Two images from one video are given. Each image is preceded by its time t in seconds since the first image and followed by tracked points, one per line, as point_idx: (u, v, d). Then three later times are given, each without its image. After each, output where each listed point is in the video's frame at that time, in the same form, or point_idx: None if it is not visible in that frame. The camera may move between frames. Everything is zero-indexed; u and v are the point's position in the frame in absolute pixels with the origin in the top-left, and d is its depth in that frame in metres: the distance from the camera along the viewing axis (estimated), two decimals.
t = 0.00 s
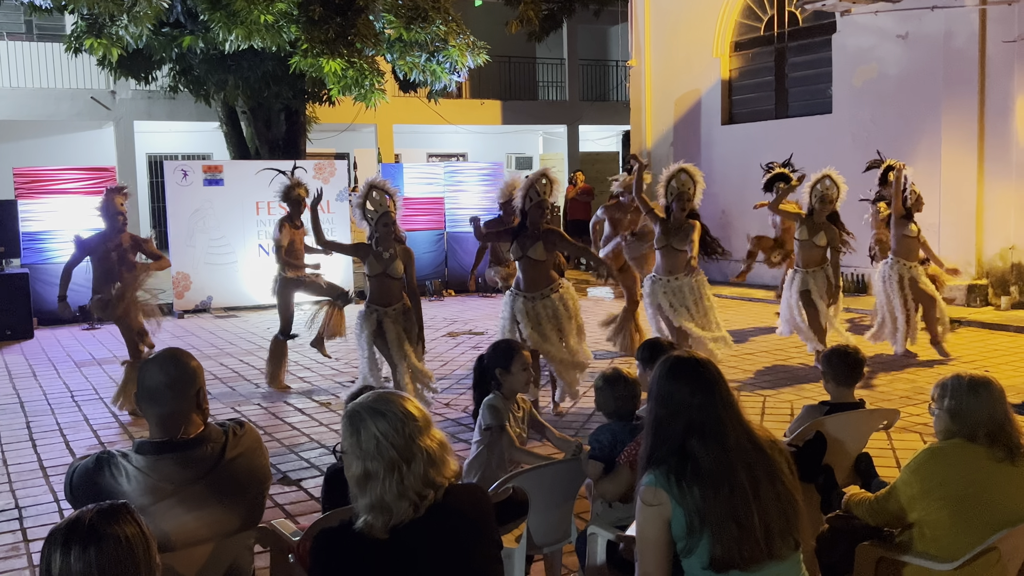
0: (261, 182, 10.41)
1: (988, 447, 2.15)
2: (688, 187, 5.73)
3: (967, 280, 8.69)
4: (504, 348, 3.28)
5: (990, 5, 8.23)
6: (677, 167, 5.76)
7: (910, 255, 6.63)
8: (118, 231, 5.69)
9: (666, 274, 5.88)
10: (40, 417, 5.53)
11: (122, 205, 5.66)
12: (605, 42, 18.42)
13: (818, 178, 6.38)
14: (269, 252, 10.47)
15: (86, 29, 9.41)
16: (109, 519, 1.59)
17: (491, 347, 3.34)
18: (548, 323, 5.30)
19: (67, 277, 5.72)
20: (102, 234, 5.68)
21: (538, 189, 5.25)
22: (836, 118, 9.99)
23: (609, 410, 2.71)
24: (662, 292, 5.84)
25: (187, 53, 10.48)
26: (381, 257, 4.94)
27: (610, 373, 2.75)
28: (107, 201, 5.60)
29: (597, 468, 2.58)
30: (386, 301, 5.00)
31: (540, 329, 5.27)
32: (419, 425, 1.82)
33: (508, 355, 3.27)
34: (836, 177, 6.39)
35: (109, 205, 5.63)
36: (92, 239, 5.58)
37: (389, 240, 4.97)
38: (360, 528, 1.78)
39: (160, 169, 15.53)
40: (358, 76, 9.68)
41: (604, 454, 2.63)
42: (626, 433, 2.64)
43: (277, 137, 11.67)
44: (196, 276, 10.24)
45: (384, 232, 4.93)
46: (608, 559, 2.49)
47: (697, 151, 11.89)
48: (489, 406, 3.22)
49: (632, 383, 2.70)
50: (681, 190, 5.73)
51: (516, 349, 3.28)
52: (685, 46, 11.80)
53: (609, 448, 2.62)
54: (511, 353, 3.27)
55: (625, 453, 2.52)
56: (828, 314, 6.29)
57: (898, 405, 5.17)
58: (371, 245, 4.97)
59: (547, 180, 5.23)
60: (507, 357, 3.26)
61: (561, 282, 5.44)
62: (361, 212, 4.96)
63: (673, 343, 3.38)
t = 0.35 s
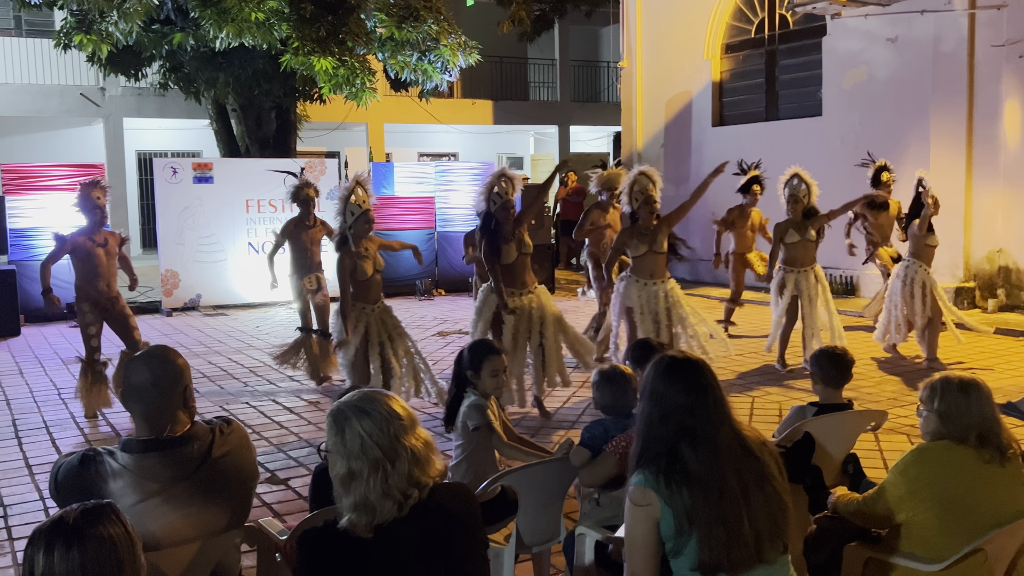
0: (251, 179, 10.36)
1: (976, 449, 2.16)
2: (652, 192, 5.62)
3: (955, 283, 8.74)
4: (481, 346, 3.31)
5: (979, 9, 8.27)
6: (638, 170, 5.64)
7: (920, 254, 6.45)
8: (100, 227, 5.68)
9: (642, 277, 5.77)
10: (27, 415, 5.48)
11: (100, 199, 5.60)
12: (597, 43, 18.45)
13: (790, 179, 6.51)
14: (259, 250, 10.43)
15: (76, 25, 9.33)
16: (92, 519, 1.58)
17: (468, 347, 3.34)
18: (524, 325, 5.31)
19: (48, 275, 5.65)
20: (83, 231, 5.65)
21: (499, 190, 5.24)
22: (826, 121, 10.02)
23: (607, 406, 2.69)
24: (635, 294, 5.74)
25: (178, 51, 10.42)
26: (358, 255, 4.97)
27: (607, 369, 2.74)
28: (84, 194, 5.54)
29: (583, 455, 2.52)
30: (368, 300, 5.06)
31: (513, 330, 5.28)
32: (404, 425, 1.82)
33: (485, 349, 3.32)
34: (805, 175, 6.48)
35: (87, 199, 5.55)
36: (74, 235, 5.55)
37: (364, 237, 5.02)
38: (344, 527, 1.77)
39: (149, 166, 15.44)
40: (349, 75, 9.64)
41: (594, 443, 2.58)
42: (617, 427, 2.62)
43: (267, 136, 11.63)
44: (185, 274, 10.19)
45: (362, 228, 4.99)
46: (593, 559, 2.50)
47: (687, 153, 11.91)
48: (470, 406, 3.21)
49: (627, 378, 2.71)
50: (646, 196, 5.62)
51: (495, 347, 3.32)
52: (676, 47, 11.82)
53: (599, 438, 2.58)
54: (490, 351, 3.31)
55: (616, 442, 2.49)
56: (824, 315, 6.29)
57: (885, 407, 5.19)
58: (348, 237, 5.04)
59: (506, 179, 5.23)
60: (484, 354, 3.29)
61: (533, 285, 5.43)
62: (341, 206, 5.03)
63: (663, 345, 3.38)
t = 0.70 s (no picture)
0: (235, 180, 10.30)
1: (960, 454, 2.16)
2: (631, 201, 5.62)
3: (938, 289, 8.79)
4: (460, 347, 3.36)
5: (962, 18, 8.35)
6: (616, 179, 5.65)
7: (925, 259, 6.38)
8: (78, 226, 5.63)
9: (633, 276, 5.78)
10: (6, 416, 5.42)
11: (77, 197, 5.55)
12: (583, 48, 18.49)
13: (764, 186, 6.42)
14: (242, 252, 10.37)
15: (59, 23, 9.24)
16: (73, 522, 1.55)
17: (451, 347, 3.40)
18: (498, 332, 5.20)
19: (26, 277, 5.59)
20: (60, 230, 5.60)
21: (484, 197, 5.25)
22: (811, 127, 10.09)
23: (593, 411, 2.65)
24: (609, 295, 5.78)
25: (162, 50, 10.35)
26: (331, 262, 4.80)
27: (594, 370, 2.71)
28: (60, 193, 5.48)
29: (566, 457, 2.53)
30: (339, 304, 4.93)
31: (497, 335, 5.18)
32: (389, 425, 1.81)
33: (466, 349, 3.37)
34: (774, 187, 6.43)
35: (64, 198, 5.50)
36: (53, 234, 5.49)
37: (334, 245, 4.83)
38: (326, 528, 1.76)
39: (133, 167, 15.32)
40: (335, 76, 9.58)
41: (576, 446, 2.56)
42: (602, 431, 2.58)
43: (252, 137, 11.58)
44: (167, 275, 10.10)
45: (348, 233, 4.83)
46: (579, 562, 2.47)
47: (673, 158, 11.94)
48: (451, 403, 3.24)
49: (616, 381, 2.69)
50: (625, 206, 5.62)
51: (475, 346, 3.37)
52: (662, 53, 11.87)
53: (583, 440, 2.56)
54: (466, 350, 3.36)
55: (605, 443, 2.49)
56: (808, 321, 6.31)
57: (868, 413, 5.21)
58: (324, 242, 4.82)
59: (491, 187, 5.23)
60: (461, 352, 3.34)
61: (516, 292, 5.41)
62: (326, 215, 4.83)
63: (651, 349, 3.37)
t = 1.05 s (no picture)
0: (221, 183, 10.24)
1: (946, 462, 2.17)
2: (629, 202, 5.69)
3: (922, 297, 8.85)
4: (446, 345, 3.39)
5: (946, 28, 8.43)
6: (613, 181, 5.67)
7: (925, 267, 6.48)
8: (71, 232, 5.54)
9: (624, 283, 5.81)
10: None
11: (70, 205, 5.44)
12: (571, 54, 18.54)
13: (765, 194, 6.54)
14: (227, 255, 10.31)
15: (44, 25, 9.15)
16: (53, 531, 1.53)
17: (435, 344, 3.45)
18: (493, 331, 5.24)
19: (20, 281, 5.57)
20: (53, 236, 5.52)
21: (490, 199, 5.27)
22: (796, 135, 10.14)
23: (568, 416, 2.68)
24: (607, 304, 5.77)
25: (148, 53, 10.30)
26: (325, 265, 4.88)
27: (565, 381, 2.72)
28: (53, 199, 5.40)
29: (554, 473, 2.52)
30: (328, 308, 4.93)
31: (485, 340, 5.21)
32: (375, 431, 1.79)
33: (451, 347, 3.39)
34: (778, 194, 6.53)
35: (56, 204, 5.42)
36: (43, 241, 5.45)
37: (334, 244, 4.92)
38: (310, 533, 1.74)
39: (117, 170, 15.22)
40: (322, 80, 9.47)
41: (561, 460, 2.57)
42: (581, 441, 2.59)
43: (237, 140, 11.53)
44: (151, 279, 10.00)
45: (334, 234, 4.88)
46: (566, 569, 2.44)
47: (659, 164, 11.98)
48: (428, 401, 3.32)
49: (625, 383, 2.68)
50: (624, 207, 5.68)
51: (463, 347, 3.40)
52: (649, 60, 11.91)
53: (567, 454, 2.56)
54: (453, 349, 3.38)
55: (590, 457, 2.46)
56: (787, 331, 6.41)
57: (852, 420, 5.23)
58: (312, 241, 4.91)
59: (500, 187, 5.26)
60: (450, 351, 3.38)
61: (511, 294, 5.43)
62: (314, 211, 4.92)
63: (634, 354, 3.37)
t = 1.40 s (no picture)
0: (210, 188, 10.21)
1: (937, 467, 2.18)
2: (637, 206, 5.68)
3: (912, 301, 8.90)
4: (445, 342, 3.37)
5: (935, 34, 8.50)
6: (626, 183, 5.69)
7: (914, 278, 6.62)
8: (64, 241, 5.54)
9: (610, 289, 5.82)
10: None
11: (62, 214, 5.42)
12: (561, 59, 18.58)
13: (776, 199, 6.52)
14: (217, 260, 10.27)
15: (33, 29, 9.13)
16: (42, 539, 1.51)
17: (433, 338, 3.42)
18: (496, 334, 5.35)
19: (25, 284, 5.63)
20: (46, 245, 5.53)
21: (488, 201, 5.32)
22: (786, 140, 10.18)
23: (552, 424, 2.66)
24: (607, 304, 5.77)
25: (137, 57, 10.25)
26: (311, 265, 4.86)
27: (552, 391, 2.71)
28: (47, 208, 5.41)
29: (542, 483, 2.50)
30: (313, 310, 4.90)
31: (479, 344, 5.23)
32: (368, 437, 1.78)
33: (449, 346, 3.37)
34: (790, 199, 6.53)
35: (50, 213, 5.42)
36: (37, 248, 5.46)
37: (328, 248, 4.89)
38: (302, 538, 1.73)
39: (106, 174, 15.15)
40: (312, 84, 9.48)
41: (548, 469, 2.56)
42: (569, 451, 2.57)
43: (228, 144, 11.49)
44: (140, 283, 9.97)
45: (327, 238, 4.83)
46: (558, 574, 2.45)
47: (650, 169, 12.00)
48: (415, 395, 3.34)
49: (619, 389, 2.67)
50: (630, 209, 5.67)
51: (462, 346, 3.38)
52: (640, 65, 11.94)
53: (553, 464, 2.54)
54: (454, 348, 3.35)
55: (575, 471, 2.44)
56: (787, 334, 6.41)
57: (843, 424, 5.25)
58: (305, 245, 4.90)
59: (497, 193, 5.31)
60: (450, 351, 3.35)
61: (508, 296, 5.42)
62: (306, 214, 4.85)
63: (625, 358, 3.35)
